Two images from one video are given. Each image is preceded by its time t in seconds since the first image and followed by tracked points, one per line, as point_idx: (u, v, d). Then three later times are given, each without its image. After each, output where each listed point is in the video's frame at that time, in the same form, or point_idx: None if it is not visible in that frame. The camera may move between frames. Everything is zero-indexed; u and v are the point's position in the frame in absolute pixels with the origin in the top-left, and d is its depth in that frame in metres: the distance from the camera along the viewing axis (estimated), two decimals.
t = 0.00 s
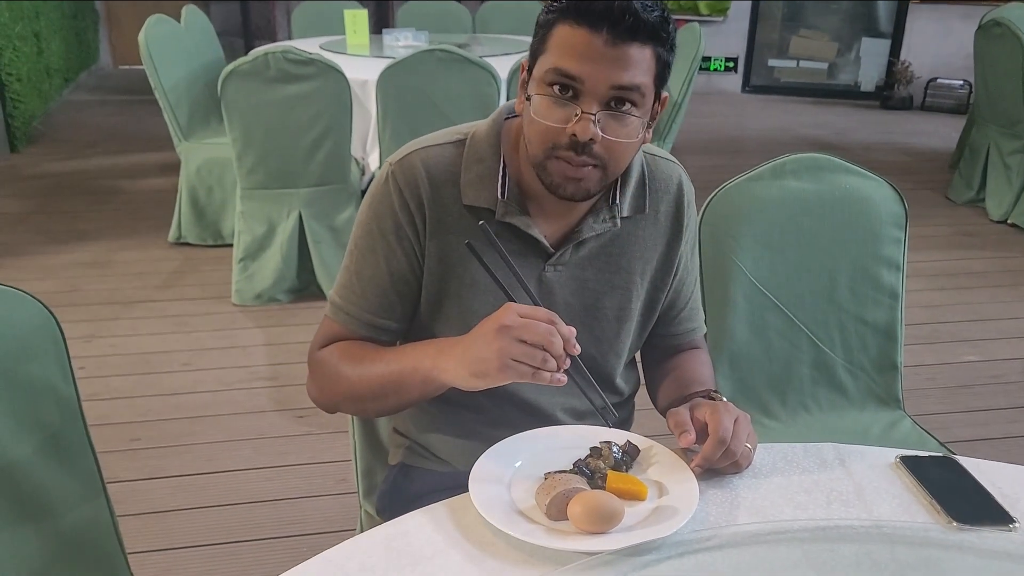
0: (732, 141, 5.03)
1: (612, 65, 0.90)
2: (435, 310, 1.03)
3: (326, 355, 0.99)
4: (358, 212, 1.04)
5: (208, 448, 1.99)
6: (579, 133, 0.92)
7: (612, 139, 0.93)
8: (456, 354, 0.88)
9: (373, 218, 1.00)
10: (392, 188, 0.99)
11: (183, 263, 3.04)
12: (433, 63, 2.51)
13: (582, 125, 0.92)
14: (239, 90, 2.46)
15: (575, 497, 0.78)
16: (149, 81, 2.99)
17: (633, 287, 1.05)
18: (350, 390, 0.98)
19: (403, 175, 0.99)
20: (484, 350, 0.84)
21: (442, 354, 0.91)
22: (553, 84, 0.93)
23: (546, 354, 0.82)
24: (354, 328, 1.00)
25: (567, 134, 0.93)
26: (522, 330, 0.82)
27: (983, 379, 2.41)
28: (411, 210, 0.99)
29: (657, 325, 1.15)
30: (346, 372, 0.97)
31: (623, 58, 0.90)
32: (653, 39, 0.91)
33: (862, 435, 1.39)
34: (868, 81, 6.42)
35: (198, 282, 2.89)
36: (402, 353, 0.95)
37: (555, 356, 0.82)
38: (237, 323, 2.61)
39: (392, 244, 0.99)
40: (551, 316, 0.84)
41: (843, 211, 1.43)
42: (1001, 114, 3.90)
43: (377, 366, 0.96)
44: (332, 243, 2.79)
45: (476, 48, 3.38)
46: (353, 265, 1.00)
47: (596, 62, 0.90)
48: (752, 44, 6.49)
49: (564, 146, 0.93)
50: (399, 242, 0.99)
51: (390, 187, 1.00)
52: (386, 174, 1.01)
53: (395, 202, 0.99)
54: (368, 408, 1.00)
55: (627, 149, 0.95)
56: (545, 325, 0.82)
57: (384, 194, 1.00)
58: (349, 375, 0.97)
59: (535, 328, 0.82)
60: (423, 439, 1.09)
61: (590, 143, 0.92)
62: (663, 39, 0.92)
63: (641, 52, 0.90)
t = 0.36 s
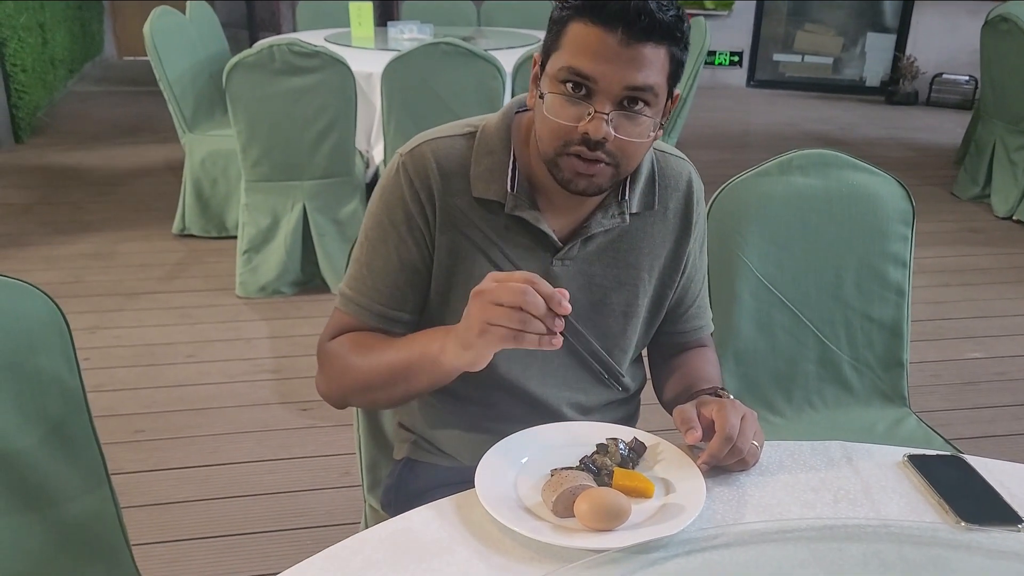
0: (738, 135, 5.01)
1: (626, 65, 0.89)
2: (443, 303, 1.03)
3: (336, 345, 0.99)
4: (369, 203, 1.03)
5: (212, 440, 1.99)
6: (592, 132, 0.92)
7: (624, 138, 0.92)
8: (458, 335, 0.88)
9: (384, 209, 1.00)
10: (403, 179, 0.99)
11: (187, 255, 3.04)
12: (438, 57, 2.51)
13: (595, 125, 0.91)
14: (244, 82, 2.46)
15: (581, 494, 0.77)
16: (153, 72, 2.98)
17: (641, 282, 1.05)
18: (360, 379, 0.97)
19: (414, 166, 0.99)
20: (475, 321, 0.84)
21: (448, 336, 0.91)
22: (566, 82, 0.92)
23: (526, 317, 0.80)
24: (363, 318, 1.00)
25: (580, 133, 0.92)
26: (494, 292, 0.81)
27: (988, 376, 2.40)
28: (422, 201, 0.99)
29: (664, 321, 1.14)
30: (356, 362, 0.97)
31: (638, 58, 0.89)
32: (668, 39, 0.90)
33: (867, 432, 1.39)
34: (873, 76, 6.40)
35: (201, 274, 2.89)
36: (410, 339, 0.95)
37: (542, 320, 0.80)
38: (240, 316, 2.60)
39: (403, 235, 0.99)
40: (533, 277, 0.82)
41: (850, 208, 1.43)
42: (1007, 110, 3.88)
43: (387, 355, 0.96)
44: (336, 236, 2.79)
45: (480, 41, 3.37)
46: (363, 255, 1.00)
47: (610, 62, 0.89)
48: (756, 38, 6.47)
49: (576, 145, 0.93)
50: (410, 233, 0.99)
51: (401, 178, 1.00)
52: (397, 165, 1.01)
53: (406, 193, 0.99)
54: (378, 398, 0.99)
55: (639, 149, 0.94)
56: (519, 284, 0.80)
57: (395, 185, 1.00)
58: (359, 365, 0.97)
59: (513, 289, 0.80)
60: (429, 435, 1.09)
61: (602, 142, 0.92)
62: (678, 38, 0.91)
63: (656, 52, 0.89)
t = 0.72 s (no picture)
0: (741, 133, 5.01)
1: (639, 74, 0.87)
2: (447, 300, 1.03)
3: (337, 341, 0.99)
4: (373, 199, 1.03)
5: (215, 436, 1.99)
6: (603, 142, 0.91)
7: (634, 147, 0.92)
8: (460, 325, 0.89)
9: (388, 206, 1.00)
10: (407, 176, 0.99)
11: (189, 251, 3.05)
12: (441, 53, 2.51)
13: (606, 134, 0.90)
14: (247, 78, 2.46)
15: (584, 491, 0.78)
16: (157, 68, 2.99)
17: (644, 279, 1.05)
18: (361, 374, 0.97)
19: (418, 163, 1.00)
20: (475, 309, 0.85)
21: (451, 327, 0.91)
22: (576, 89, 0.91)
23: (525, 298, 0.81)
24: (367, 315, 1.00)
25: (589, 141, 0.91)
26: (494, 276, 0.82)
27: (989, 374, 2.40)
28: (427, 198, 0.99)
29: (667, 318, 1.14)
30: (358, 357, 0.97)
31: (650, 68, 0.87)
32: (680, 47, 0.88)
33: (869, 430, 1.39)
34: (876, 73, 6.39)
35: (204, 270, 2.89)
36: (412, 333, 0.96)
37: (542, 300, 0.82)
38: (243, 312, 2.61)
39: (408, 232, 0.99)
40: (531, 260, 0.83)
41: (853, 205, 1.42)
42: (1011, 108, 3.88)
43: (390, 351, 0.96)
44: (339, 232, 2.79)
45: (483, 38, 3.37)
46: (366, 252, 1.00)
47: (623, 72, 0.87)
48: (760, 35, 6.46)
49: (586, 153, 0.92)
50: (414, 230, 0.99)
51: (406, 175, 1.00)
52: (402, 161, 1.01)
53: (410, 190, 0.99)
54: (379, 394, 0.99)
55: (648, 156, 0.94)
56: (518, 267, 0.82)
57: (399, 181, 1.00)
58: (361, 361, 0.97)
59: (513, 272, 0.81)
60: (431, 431, 1.09)
61: (612, 151, 0.91)
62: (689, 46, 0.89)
63: (668, 61, 0.88)
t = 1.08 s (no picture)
0: (741, 134, 5.00)
1: (668, 127, 0.85)
2: (445, 306, 1.02)
3: (330, 349, 0.99)
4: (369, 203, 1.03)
5: (211, 438, 1.98)
6: (628, 188, 0.89)
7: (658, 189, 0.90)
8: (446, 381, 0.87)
9: (384, 210, 0.98)
10: (403, 180, 0.98)
11: (188, 251, 3.04)
12: (440, 53, 2.50)
13: (632, 183, 0.89)
14: (245, 78, 2.45)
15: (581, 498, 0.76)
16: (156, 68, 2.98)
17: (645, 285, 1.03)
18: (350, 390, 0.97)
19: (415, 168, 0.98)
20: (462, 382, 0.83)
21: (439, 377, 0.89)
22: (600, 135, 0.88)
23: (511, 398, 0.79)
24: (361, 323, 1.00)
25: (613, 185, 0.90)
26: (482, 377, 0.80)
27: (990, 378, 2.39)
28: (423, 205, 0.98)
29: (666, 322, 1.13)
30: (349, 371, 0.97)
31: (679, 118, 0.85)
32: (708, 91, 0.85)
33: (869, 435, 1.37)
34: (877, 75, 6.38)
35: (202, 270, 2.88)
36: (402, 366, 0.94)
37: (528, 404, 0.80)
38: (241, 313, 2.60)
39: (403, 238, 0.98)
40: (520, 358, 0.80)
41: (854, 208, 1.41)
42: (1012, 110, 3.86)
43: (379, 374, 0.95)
44: (337, 233, 2.78)
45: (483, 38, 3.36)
46: (361, 258, 0.99)
47: (652, 124, 0.85)
48: (760, 36, 6.45)
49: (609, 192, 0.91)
50: (410, 235, 0.98)
51: (402, 179, 0.98)
52: (398, 165, 1.00)
53: (407, 195, 0.98)
54: (367, 412, 0.99)
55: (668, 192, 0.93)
56: (507, 372, 0.79)
57: (396, 186, 0.98)
58: (352, 373, 0.96)
59: (503, 378, 0.79)
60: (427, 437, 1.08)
61: (636, 194, 0.90)
62: (716, 87, 0.86)
63: (696, 109, 0.85)
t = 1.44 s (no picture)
0: (737, 137, 4.99)
1: (682, 142, 0.83)
2: (443, 312, 1.00)
3: (333, 359, 0.96)
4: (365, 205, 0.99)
5: (204, 447, 1.95)
6: (637, 202, 0.87)
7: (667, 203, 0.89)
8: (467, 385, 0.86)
9: (381, 213, 0.95)
10: (401, 182, 0.95)
11: (181, 257, 3.01)
12: (435, 55, 2.47)
13: (641, 197, 0.87)
14: (238, 82, 2.42)
15: (584, 508, 0.74)
16: (148, 72, 2.95)
17: (647, 291, 1.01)
18: (358, 400, 0.94)
19: (414, 169, 0.95)
20: (486, 394, 0.81)
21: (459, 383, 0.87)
22: (611, 147, 0.85)
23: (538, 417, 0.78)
24: (361, 331, 0.97)
25: (622, 199, 0.88)
26: (509, 403, 0.78)
27: (992, 380, 2.37)
28: (423, 208, 0.95)
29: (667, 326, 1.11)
30: (357, 381, 0.94)
31: (694, 133, 0.83)
32: (723, 105, 0.83)
33: (874, 439, 1.35)
34: (873, 77, 6.37)
35: (195, 276, 2.85)
36: (416, 374, 0.92)
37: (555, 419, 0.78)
38: (235, 319, 2.57)
39: (403, 242, 0.95)
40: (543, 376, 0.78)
41: (858, 209, 1.39)
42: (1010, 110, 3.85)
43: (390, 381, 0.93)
44: (332, 237, 2.76)
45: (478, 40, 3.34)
46: (358, 262, 0.96)
47: (666, 139, 0.82)
48: (756, 38, 6.44)
49: (617, 206, 0.89)
50: (410, 239, 0.95)
51: (400, 181, 0.95)
52: (395, 167, 0.97)
53: (405, 198, 0.95)
54: (375, 421, 0.96)
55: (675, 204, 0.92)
56: (533, 396, 0.77)
57: (393, 188, 0.95)
58: (360, 382, 0.94)
59: (529, 405, 0.77)
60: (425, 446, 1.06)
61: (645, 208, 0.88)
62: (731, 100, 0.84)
63: (711, 123, 0.83)
